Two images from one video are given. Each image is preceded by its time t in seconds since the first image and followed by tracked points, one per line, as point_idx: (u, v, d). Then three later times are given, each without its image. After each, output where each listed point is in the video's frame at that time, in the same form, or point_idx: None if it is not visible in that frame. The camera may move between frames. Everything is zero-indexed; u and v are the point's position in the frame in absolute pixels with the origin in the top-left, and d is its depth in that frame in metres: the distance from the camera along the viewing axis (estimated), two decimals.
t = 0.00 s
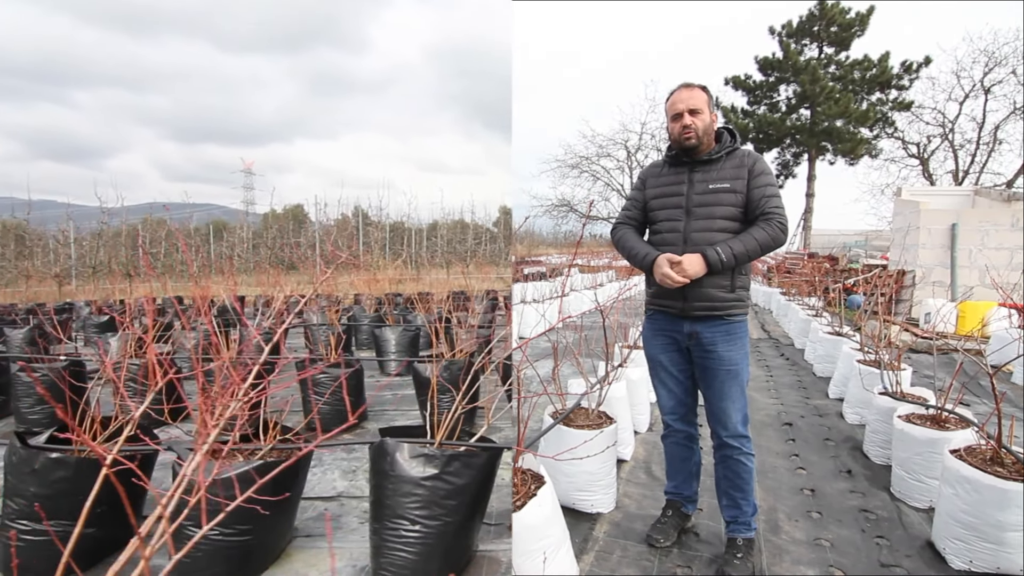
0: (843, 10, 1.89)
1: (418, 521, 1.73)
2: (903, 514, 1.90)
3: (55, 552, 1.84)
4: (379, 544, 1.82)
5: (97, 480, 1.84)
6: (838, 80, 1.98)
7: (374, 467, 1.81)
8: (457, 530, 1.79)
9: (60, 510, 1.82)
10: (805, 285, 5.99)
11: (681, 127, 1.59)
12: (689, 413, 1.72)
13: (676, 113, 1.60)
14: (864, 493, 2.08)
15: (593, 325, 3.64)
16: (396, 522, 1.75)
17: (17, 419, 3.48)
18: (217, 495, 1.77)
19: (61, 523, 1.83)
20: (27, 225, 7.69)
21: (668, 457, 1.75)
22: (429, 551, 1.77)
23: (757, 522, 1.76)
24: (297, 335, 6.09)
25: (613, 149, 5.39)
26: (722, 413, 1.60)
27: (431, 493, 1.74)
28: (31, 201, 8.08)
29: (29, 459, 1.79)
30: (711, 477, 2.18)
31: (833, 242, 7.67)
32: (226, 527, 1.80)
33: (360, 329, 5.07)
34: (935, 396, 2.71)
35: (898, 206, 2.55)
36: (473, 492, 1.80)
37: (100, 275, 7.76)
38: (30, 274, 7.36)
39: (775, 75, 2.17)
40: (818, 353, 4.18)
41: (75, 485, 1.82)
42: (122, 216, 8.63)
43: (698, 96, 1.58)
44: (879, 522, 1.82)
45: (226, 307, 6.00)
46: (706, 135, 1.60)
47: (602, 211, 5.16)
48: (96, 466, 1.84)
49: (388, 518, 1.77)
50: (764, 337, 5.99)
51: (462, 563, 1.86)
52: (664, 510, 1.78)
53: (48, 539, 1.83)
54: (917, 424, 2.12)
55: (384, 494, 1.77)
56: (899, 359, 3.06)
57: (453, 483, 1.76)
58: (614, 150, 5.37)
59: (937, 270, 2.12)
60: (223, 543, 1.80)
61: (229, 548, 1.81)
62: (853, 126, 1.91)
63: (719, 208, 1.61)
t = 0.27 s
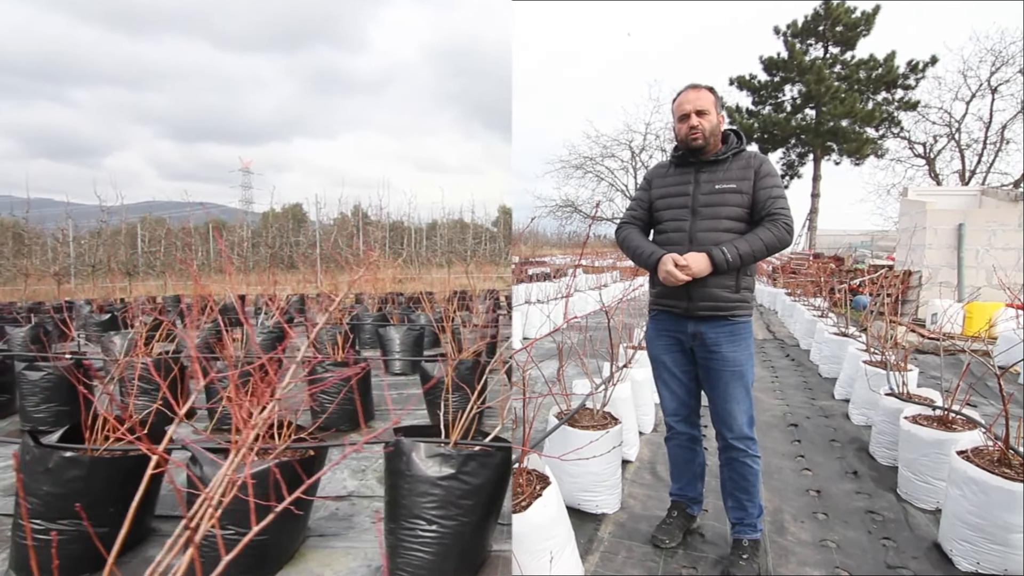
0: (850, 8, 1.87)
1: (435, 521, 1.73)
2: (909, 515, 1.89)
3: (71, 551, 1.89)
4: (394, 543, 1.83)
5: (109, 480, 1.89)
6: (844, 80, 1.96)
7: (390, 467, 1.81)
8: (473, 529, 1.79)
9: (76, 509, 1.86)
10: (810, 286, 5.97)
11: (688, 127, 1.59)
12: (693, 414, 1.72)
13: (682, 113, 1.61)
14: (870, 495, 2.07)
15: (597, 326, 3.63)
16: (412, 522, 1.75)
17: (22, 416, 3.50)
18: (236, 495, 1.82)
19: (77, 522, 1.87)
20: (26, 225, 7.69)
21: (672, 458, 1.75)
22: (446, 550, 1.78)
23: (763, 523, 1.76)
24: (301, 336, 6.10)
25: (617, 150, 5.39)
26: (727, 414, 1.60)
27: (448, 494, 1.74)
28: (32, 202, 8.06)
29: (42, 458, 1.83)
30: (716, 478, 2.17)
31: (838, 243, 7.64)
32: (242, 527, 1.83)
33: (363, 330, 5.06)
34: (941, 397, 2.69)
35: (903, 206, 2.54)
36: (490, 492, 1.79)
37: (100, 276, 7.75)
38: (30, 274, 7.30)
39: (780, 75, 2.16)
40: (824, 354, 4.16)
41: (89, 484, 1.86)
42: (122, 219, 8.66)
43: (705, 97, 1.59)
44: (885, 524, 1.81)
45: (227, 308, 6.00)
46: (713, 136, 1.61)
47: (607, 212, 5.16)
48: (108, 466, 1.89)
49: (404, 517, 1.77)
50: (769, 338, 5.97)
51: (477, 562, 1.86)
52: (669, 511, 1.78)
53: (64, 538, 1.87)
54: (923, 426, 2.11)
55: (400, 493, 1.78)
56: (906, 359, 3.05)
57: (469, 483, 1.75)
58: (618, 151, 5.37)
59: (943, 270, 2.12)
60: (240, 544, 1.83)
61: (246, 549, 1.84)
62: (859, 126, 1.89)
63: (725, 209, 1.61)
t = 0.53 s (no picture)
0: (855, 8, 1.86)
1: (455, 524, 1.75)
2: (913, 516, 1.88)
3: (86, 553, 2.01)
4: (415, 547, 1.84)
5: (126, 482, 2.04)
6: (849, 80, 1.95)
7: (407, 470, 1.84)
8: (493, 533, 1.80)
9: (92, 510, 2.00)
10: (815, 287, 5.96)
11: (693, 127, 1.59)
12: (695, 415, 1.72)
13: (688, 113, 1.61)
14: (875, 496, 2.06)
15: (601, 327, 3.63)
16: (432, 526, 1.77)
17: (32, 417, 3.56)
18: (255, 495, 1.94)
19: (93, 523, 2.01)
20: (30, 226, 7.73)
21: (675, 460, 1.75)
22: (465, 553, 1.79)
23: (766, 524, 1.75)
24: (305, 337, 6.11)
25: (620, 150, 5.39)
26: (731, 415, 1.60)
27: (467, 497, 1.76)
28: (36, 202, 8.08)
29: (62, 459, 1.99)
30: (720, 479, 2.17)
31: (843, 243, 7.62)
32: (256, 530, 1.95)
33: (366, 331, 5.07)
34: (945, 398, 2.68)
35: (909, 207, 2.53)
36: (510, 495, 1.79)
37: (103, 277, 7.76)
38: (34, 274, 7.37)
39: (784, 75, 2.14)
40: (828, 355, 4.15)
41: (105, 485, 2.01)
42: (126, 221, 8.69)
43: (711, 97, 1.59)
44: (889, 526, 1.80)
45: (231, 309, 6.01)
46: (718, 136, 1.61)
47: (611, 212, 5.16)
48: (125, 466, 2.03)
49: (423, 521, 1.80)
50: (773, 339, 5.96)
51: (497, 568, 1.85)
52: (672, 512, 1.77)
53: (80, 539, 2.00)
54: (927, 428, 2.11)
55: (419, 496, 1.80)
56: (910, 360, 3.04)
57: (489, 486, 1.77)
58: (621, 151, 5.36)
59: (948, 271, 2.11)
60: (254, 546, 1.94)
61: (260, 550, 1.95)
62: (863, 126, 1.88)
63: (729, 209, 1.60)
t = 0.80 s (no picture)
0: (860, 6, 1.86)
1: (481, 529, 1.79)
2: (918, 516, 1.88)
3: (110, 559, 2.02)
4: (441, 551, 1.92)
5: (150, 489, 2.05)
6: (853, 78, 1.95)
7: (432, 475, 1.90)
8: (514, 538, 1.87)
9: (116, 516, 2.02)
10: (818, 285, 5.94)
11: (696, 124, 1.59)
12: (699, 414, 1.72)
13: (691, 110, 1.61)
14: (879, 495, 2.06)
15: (604, 326, 3.64)
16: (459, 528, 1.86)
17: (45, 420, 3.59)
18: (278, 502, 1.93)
19: (118, 529, 2.03)
20: (37, 230, 7.81)
21: (678, 458, 1.75)
22: (490, 559, 1.90)
23: (770, 523, 1.75)
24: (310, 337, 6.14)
25: (623, 149, 5.38)
26: (735, 414, 1.60)
27: (495, 502, 1.84)
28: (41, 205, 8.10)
29: (87, 465, 2.00)
30: (723, 478, 2.17)
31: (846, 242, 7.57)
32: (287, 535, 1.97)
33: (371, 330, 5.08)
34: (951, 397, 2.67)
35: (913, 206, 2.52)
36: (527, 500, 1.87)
37: (109, 280, 7.80)
38: (42, 278, 7.44)
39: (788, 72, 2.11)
40: (832, 353, 4.14)
41: (130, 491, 2.02)
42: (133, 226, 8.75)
43: (713, 94, 1.59)
44: (893, 525, 1.80)
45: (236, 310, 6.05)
46: (721, 133, 1.60)
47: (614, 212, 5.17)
48: (149, 473, 2.04)
49: (451, 527, 1.88)
50: (777, 338, 5.95)
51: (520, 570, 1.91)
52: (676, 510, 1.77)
53: (105, 545, 2.02)
54: (933, 427, 2.10)
55: (447, 502, 1.88)
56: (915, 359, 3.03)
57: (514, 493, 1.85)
58: (624, 150, 5.36)
59: (952, 270, 2.11)
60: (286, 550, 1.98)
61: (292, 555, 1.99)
62: (869, 124, 1.92)
63: (732, 207, 1.60)
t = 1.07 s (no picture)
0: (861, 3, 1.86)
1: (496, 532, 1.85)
2: (921, 514, 1.88)
3: (128, 565, 2.03)
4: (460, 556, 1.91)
5: (167, 496, 2.06)
6: (855, 76, 1.94)
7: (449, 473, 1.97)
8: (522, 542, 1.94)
9: (135, 521, 2.03)
10: (821, 284, 5.93)
11: (697, 124, 1.59)
12: (703, 412, 1.72)
13: (692, 110, 1.61)
14: (883, 494, 2.06)
15: (606, 325, 3.63)
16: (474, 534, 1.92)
17: (55, 425, 3.58)
18: (300, 506, 1.93)
19: (135, 535, 2.03)
20: (41, 234, 7.84)
21: (683, 456, 1.75)
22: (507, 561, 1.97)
23: (773, 521, 1.75)
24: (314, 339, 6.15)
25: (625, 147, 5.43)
26: (739, 412, 1.60)
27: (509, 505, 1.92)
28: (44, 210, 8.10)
29: (107, 470, 2.02)
30: (726, 477, 2.17)
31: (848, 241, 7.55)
32: (306, 540, 1.95)
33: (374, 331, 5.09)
34: (954, 395, 2.66)
35: (915, 204, 2.52)
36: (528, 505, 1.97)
37: (112, 283, 7.81)
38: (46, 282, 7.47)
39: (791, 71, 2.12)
40: (835, 352, 4.13)
41: (147, 498, 2.03)
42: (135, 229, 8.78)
43: (715, 93, 1.59)
44: (897, 523, 1.79)
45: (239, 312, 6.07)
46: (723, 132, 1.60)
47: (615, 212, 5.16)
48: (168, 479, 2.06)
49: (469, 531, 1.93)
50: (780, 336, 5.95)
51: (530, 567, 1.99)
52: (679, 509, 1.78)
53: (124, 551, 2.03)
54: (936, 425, 2.10)
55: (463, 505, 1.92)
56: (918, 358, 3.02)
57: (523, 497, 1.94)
58: (626, 150, 5.36)
59: (956, 268, 2.10)
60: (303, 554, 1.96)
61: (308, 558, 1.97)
62: (870, 122, 1.89)
63: (735, 206, 1.60)
